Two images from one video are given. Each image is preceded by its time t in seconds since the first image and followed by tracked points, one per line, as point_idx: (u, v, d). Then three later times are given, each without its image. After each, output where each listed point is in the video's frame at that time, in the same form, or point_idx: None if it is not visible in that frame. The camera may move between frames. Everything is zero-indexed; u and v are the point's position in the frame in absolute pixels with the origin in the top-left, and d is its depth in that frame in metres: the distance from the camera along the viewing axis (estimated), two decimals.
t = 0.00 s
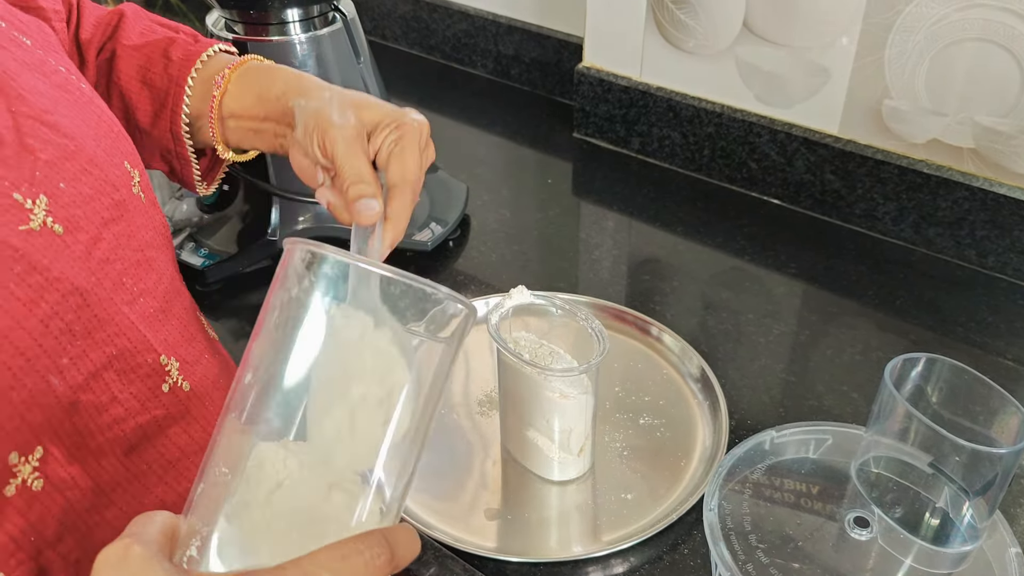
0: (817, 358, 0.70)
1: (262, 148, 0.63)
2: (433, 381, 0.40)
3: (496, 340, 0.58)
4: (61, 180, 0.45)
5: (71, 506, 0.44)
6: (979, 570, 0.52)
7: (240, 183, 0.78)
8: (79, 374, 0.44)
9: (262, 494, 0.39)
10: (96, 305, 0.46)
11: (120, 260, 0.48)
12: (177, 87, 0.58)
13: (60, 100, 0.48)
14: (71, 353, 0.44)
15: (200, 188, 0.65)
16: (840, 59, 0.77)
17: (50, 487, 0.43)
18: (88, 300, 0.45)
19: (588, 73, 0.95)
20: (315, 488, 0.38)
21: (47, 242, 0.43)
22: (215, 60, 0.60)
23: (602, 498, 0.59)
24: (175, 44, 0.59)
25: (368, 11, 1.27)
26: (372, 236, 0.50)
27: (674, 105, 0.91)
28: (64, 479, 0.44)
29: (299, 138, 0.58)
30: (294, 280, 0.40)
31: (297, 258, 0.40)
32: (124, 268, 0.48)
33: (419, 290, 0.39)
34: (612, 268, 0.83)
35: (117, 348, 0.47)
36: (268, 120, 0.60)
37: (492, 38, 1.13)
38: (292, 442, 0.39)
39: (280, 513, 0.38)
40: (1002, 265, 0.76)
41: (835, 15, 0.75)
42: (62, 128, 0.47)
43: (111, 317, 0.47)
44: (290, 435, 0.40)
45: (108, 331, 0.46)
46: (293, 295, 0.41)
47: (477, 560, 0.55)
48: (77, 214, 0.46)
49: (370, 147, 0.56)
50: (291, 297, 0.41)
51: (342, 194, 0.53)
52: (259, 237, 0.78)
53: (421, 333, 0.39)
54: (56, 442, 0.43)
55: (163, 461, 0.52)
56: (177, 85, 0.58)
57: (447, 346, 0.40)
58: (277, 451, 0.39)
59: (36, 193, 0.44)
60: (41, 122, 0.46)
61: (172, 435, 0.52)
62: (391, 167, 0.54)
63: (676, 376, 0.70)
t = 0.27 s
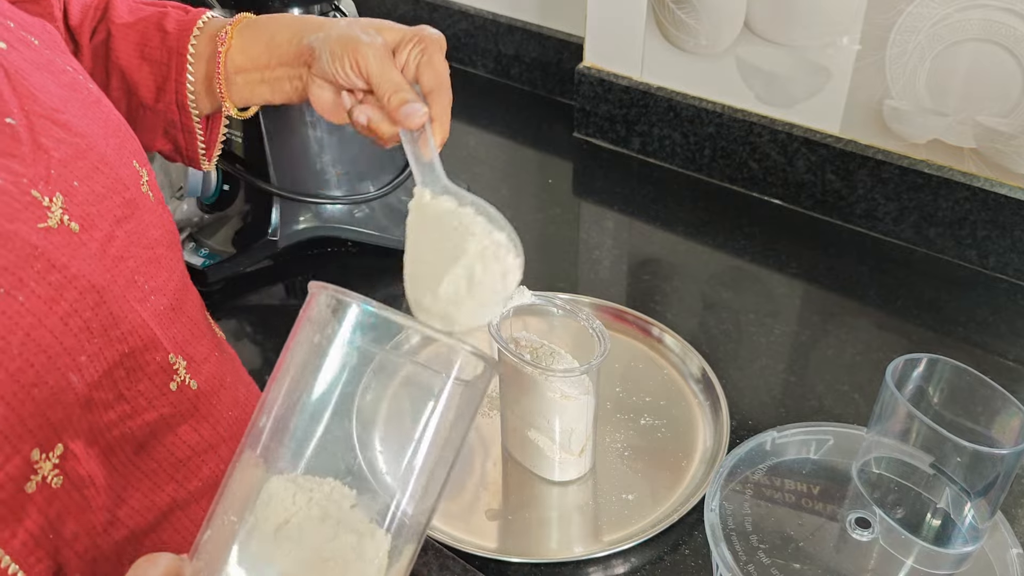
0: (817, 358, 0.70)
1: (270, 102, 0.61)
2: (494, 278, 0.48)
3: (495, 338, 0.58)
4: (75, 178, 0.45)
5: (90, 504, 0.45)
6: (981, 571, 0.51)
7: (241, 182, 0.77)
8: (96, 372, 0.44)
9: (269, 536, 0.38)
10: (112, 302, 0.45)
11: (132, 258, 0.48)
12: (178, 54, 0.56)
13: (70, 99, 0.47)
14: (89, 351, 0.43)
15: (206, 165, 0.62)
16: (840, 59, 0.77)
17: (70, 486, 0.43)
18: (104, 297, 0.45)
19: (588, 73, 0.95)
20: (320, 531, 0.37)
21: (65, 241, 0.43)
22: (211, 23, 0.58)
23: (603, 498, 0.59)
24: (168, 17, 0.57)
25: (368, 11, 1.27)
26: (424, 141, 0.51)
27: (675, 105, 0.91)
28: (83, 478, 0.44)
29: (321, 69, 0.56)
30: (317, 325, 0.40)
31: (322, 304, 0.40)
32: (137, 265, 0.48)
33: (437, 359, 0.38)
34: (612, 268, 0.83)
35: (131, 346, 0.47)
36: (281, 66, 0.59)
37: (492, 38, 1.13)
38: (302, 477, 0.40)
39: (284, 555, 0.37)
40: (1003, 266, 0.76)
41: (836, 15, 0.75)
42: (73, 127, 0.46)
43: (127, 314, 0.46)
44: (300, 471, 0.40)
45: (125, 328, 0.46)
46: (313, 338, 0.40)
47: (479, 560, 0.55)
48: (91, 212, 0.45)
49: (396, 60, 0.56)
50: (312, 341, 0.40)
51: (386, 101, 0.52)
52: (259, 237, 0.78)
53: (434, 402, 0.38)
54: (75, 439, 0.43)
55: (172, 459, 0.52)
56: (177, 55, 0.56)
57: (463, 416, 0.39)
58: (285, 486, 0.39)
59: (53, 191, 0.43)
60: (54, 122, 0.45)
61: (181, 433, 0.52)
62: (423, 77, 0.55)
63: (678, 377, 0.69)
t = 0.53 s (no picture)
0: (817, 358, 0.70)
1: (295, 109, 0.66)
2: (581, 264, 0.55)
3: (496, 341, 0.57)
4: (83, 182, 0.45)
5: (95, 509, 0.44)
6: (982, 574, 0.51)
7: (240, 184, 0.77)
8: (101, 376, 0.44)
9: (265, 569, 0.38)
10: (118, 307, 0.45)
11: (139, 263, 0.48)
12: (203, 65, 0.59)
13: (80, 104, 0.48)
14: (95, 355, 0.43)
15: (216, 173, 0.64)
16: (840, 59, 0.76)
17: (75, 491, 0.43)
18: (110, 302, 0.44)
19: (588, 73, 0.95)
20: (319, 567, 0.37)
21: (73, 245, 0.43)
22: (234, 35, 0.61)
23: (604, 501, 0.58)
24: (188, 27, 0.59)
25: (367, 11, 1.27)
26: (475, 141, 0.60)
27: (675, 105, 0.90)
28: (88, 482, 0.43)
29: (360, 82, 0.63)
30: (322, 361, 0.40)
31: (332, 341, 0.40)
32: (143, 270, 0.48)
33: (446, 387, 0.36)
34: (612, 268, 0.82)
35: (138, 350, 0.46)
36: (316, 78, 0.64)
37: (491, 38, 1.13)
38: (305, 504, 0.40)
39: None
40: (1004, 265, 0.76)
41: (836, 15, 0.74)
42: (82, 132, 0.46)
43: (134, 319, 0.46)
44: (301, 499, 0.40)
45: (131, 333, 0.46)
46: (317, 376, 0.40)
47: (479, 561, 0.54)
48: (98, 217, 0.45)
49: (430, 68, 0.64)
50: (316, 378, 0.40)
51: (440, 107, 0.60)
52: (259, 237, 0.78)
53: (446, 435, 0.36)
54: (79, 444, 0.43)
55: (179, 464, 0.51)
56: (202, 65, 0.59)
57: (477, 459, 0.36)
58: (287, 511, 0.40)
59: (60, 195, 0.43)
60: (63, 127, 0.46)
61: (187, 437, 0.51)
62: (458, 79, 0.64)
63: (679, 378, 0.69)
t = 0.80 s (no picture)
0: (817, 359, 0.70)
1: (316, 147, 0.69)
2: (607, 307, 0.54)
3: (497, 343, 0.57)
4: (90, 188, 0.45)
5: (96, 515, 0.44)
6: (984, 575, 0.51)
7: (240, 185, 0.77)
8: (104, 382, 0.44)
9: None
10: (121, 313, 0.45)
11: (142, 270, 0.48)
12: (222, 99, 0.62)
13: (89, 112, 0.48)
14: (97, 361, 0.43)
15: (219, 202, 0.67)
16: (840, 61, 0.76)
17: (76, 496, 0.42)
18: (113, 308, 0.44)
19: (588, 74, 0.95)
20: None
21: (77, 250, 0.43)
22: (258, 72, 0.64)
23: (605, 504, 0.58)
24: (210, 61, 0.62)
25: (367, 12, 1.27)
26: (497, 186, 0.62)
27: (675, 106, 0.90)
28: (89, 487, 0.43)
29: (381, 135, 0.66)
30: (329, 386, 0.39)
31: (339, 365, 0.39)
32: (144, 278, 0.48)
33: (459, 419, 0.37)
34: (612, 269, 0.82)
35: (140, 357, 0.46)
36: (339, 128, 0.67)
37: (491, 39, 1.13)
38: (308, 528, 0.40)
39: None
40: (1004, 266, 0.76)
41: (836, 17, 0.74)
42: (89, 139, 0.46)
43: (134, 328, 0.46)
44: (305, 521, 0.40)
45: (133, 340, 0.45)
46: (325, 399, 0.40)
47: (479, 563, 0.54)
48: (104, 222, 0.45)
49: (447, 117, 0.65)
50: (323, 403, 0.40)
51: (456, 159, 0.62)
52: (258, 239, 0.78)
53: (455, 456, 0.37)
54: (79, 448, 0.43)
55: (181, 470, 0.50)
56: (221, 100, 0.62)
57: (489, 476, 0.37)
58: (288, 533, 0.39)
59: (66, 201, 0.43)
60: (71, 134, 0.46)
61: (189, 443, 0.51)
62: (475, 126, 0.64)
63: (680, 380, 0.69)
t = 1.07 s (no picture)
0: (818, 359, 0.70)
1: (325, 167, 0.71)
2: (606, 317, 0.53)
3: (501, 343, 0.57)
4: (98, 190, 0.45)
5: (99, 514, 0.44)
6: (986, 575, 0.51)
7: (240, 185, 0.76)
8: (110, 382, 0.43)
9: None
10: (127, 315, 0.44)
11: (147, 272, 0.48)
12: (231, 118, 0.63)
13: (97, 115, 0.48)
14: (103, 361, 0.43)
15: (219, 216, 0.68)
16: (841, 61, 0.76)
17: (81, 495, 0.42)
18: (120, 310, 0.44)
19: (588, 74, 0.95)
20: None
21: (85, 251, 0.43)
22: (266, 95, 0.65)
23: (607, 504, 0.58)
24: (221, 80, 0.63)
25: (367, 12, 1.27)
26: (501, 204, 0.62)
27: (676, 106, 0.90)
28: (93, 487, 0.43)
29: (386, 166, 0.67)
30: (332, 377, 0.40)
31: (342, 358, 0.39)
32: (150, 280, 0.48)
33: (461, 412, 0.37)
34: (613, 269, 0.82)
35: (145, 358, 0.46)
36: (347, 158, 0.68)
37: (491, 39, 1.13)
38: (307, 520, 0.39)
39: None
40: (1005, 267, 0.76)
41: (837, 18, 0.74)
42: (96, 141, 0.46)
43: (139, 330, 0.46)
44: (304, 514, 0.40)
45: (139, 342, 0.45)
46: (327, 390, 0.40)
47: (480, 564, 0.54)
48: (112, 224, 0.45)
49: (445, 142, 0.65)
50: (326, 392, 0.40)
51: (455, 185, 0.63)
52: (259, 239, 0.77)
53: (455, 449, 0.37)
54: (83, 448, 0.42)
55: (184, 471, 0.50)
56: (229, 119, 0.63)
57: (488, 472, 0.37)
58: (289, 527, 0.39)
59: (75, 202, 0.43)
60: (78, 136, 0.46)
61: (193, 445, 0.51)
62: (473, 146, 0.65)
63: (681, 381, 0.69)
